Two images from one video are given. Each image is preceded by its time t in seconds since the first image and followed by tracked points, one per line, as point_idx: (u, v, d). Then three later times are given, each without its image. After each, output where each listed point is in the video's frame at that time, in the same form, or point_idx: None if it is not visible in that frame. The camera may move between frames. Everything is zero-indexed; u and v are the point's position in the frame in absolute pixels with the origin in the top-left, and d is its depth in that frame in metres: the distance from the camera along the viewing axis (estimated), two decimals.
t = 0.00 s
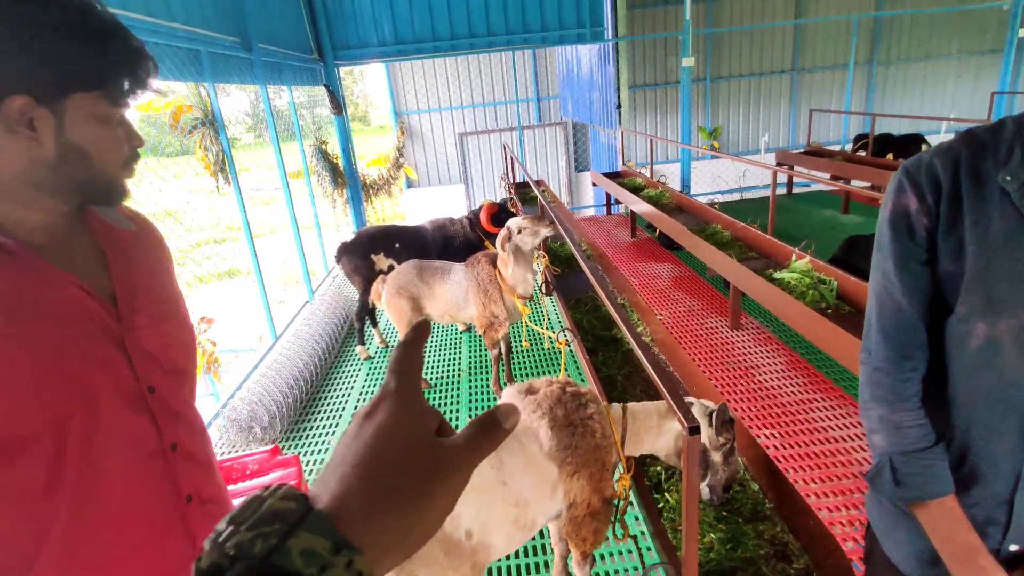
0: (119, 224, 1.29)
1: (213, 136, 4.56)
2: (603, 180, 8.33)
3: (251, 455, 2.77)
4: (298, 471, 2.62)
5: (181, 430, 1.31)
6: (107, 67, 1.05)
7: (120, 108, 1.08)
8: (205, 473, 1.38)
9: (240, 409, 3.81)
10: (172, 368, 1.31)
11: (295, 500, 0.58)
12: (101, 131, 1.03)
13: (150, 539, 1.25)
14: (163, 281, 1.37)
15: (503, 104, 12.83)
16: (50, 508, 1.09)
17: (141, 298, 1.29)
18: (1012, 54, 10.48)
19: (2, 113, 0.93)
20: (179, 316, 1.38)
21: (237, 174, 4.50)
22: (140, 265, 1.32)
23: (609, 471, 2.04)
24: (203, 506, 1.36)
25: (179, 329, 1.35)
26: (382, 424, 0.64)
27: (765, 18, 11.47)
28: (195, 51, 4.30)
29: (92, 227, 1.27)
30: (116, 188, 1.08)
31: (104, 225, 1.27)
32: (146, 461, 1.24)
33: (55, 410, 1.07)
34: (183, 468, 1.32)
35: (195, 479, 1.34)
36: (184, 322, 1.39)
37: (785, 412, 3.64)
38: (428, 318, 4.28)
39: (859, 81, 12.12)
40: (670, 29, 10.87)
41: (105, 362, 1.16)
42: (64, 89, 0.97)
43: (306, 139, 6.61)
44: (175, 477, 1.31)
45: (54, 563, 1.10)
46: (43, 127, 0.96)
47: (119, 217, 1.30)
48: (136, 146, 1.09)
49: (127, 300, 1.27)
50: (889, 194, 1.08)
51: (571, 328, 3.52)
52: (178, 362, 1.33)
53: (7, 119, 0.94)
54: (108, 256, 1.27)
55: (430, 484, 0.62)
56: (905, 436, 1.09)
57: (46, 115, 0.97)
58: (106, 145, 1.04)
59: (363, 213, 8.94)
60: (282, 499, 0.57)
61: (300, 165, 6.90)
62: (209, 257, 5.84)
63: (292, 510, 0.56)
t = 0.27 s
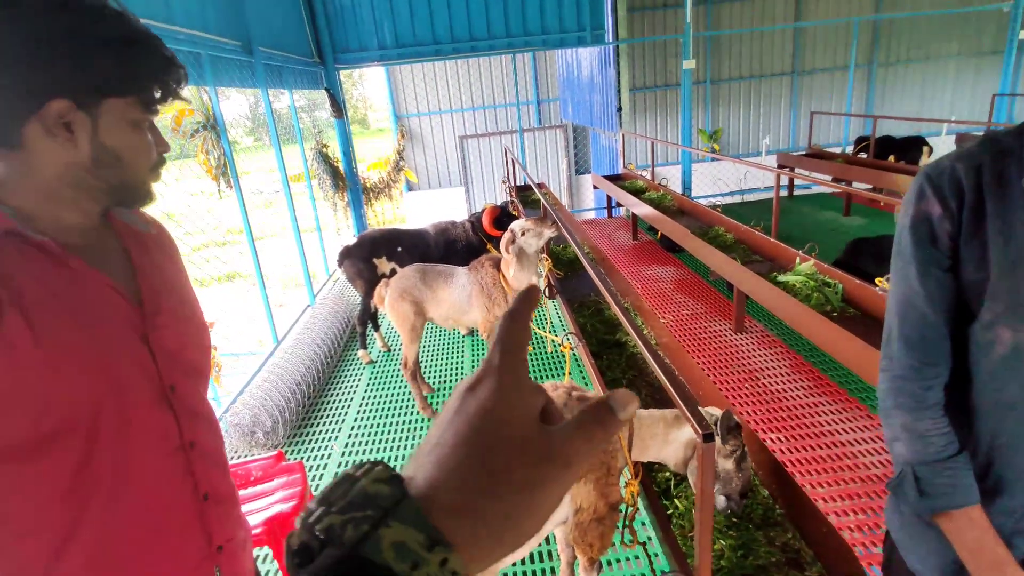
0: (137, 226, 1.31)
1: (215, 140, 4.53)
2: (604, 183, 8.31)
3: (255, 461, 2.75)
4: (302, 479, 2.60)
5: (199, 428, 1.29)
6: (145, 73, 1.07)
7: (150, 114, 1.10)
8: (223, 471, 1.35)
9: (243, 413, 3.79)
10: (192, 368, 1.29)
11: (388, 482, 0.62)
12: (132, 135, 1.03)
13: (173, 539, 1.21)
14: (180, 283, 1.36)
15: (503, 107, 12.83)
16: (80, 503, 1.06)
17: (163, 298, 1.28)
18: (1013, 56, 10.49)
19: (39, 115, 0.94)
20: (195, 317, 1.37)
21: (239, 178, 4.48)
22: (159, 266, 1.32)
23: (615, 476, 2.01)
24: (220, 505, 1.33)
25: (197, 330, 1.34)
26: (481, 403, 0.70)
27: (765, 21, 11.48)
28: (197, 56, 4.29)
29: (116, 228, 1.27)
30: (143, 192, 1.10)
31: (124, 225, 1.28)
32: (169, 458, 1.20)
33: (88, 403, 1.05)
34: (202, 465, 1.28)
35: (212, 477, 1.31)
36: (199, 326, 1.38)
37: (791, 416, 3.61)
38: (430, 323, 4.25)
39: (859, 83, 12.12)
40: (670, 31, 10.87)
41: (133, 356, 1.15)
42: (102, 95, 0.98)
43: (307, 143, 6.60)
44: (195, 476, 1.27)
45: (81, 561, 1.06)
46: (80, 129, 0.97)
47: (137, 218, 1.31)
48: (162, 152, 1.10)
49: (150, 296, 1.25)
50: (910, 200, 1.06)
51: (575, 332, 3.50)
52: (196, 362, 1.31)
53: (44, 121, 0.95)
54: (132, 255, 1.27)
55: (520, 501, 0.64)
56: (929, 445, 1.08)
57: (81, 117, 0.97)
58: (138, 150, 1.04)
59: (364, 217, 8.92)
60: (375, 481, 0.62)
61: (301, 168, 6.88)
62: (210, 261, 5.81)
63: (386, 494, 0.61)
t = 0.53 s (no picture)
0: (142, 227, 1.31)
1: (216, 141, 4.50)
2: (604, 184, 8.29)
3: (258, 464, 2.73)
4: (306, 481, 2.58)
5: (206, 429, 1.26)
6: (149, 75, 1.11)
7: (154, 112, 1.14)
8: (229, 473, 1.33)
9: (244, 415, 3.77)
10: (197, 370, 1.27)
11: None
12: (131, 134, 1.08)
13: (179, 540, 1.19)
14: (186, 283, 1.35)
15: (503, 107, 12.80)
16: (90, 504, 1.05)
17: (168, 297, 1.25)
18: (1013, 57, 10.50)
19: (38, 112, 0.98)
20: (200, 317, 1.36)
21: (240, 179, 4.46)
22: (165, 266, 1.30)
23: (622, 480, 2.00)
24: (226, 508, 1.31)
25: (200, 329, 1.31)
26: None
27: (764, 22, 11.49)
28: (199, 55, 4.28)
29: (122, 228, 1.27)
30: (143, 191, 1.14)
31: (128, 225, 1.28)
32: (173, 460, 1.19)
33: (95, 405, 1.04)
34: (208, 467, 1.26)
35: (218, 478, 1.29)
36: (205, 325, 1.35)
37: (795, 418, 3.59)
38: (433, 324, 4.23)
39: (859, 84, 12.13)
40: (670, 33, 10.87)
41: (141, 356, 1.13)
42: (101, 91, 1.02)
43: (307, 143, 6.58)
44: (201, 477, 1.25)
45: (88, 565, 1.06)
46: (77, 126, 1.02)
47: (139, 217, 1.33)
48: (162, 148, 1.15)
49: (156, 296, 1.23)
50: (930, 201, 1.07)
51: (580, 332, 3.48)
52: (202, 362, 1.29)
53: (43, 118, 0.99)
54: (138, 253, 1.25)
55: None
56: (947, 448, 1.08)
57: (81, 114, 1.02)
58: (136, 147, 1.09)
59: (364, 217, 8.89)
60: None
61: (301, 169, 6.86)
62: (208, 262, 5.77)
63: None
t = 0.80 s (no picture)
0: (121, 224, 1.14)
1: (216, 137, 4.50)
2: (605, 182, 8.26)
3: (258, 462, 2.72)
4: (307, 480, 2.57)
5: (190, 439, 1.17)
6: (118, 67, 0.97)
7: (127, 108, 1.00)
8: (217, 482, 1.22)
9: (244, 413, 3.76)
10: (179, 375, 1.16)
11: None
12: (97, 131, 0.95)
13: (161, 559, 1.10)
14: (171, 285, 1.23)
15: (503, 106, 12.79)
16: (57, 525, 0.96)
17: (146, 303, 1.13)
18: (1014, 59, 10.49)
19: None
20: (184, 321, 1.23)
21: (240, 176, 4.44)
22: (145, 265, 1.17)
23: (626, 481, 2.00)
24: (215, 520, 1.20)
25: (184, 335, 1.20)
26: None
27: (766, 22, 11.47)
28: (200, 52, 4.26)
29: (93, 224, 1.10)
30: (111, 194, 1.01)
31: (105, 224, 1.11)
32: (150, 474, 1.09)
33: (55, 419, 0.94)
34: (194, 479, 1.16)
35: (205, 490, 1.19)
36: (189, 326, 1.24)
37: (796, 418, 3.58)
38: (434, 323, 4.22)
39: (860, 85, 12.12)
40: (671, 32, 10.86)
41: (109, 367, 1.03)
42: (61, 83, 0.89)
43: (308, 141, 6.57)
44: (184, 491, 1.15)
45: None
46: (30, 121, 0.88)
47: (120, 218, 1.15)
48: (135, 148, 1.01)
49: (131, 298, 1.12)
50: (941, 199, 1.08)
51: (581, 332, 3.48)
52: (186, 368, 1.19)
53: None
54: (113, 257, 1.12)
55: None
56: (956, 448, 1.09)
57: (34, 110, 0.88)
58: (101, 145, 0.96)
59: (364, 216, 8.88)
60: None
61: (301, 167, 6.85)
62: (208, 259, 5.76)
63: None
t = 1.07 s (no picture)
0: (82, 227, 1.06)
1: (220, 132, 4.48)
2: (607, 180, 8.23)
3: (262, 457, 2.71)
4: (310, 475, 2.57)
5: (159, 463, 1.10)
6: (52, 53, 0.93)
7: (70, 95, 0.97)
8: (192, 508, 1.16)
9: (246, 408, 3.76)
10: (148, 396, 1.09)
11: None
12: (29, 119, 0.91)
13: None
14: (142, 292, 1.12)
15: (506, 103, 12.75)
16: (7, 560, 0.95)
17: (105, 316, 1.06)
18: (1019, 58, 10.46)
19: None
20: (159, 335, 1.14)
21: (244, 170, 4.44)
22: (111, 277, 1.08)
23: (632, 479, 2.00)
24: (190, 547, 1.15)
25: (154, 349, 1.11)
26: None
27: (770, 19, 11.43)
28: (202, 45, 4.25)
29: (51, 232, 1.04)
30: (54, 191, 0.99)
31: (62, 228, 1.04)
32: (109, 501, 1.06)
33: None
34: (163, 503, 1.12)
35: (179, 515, 1.14)
36: (164, 338, 1.15)
37: (799, 417, 3.58)
38: (438, 319, 4.23)
39: (863, 84, 12.09)
40: (675, 29, 10.82)
41: (54, 387, 0.99)
42: None
43: (310, 137, 6.55)
44: (152, 516, 1.12)
45: None
46: None
47: (79, 218, 1.06)
48: (80, 137, 0.98)
49: (88, 320, 1.05)
50: (956, 197, 1.09)
51: (585, 329, 3.48)
52: (158, 386, 1.11)
53: None
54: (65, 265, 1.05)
55: None
56: (967, 447, 1.10)
57: None
58: (41, 140, 0.93)
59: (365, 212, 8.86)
60: None
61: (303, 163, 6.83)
62: (210, 254, 5.74)
63: None
